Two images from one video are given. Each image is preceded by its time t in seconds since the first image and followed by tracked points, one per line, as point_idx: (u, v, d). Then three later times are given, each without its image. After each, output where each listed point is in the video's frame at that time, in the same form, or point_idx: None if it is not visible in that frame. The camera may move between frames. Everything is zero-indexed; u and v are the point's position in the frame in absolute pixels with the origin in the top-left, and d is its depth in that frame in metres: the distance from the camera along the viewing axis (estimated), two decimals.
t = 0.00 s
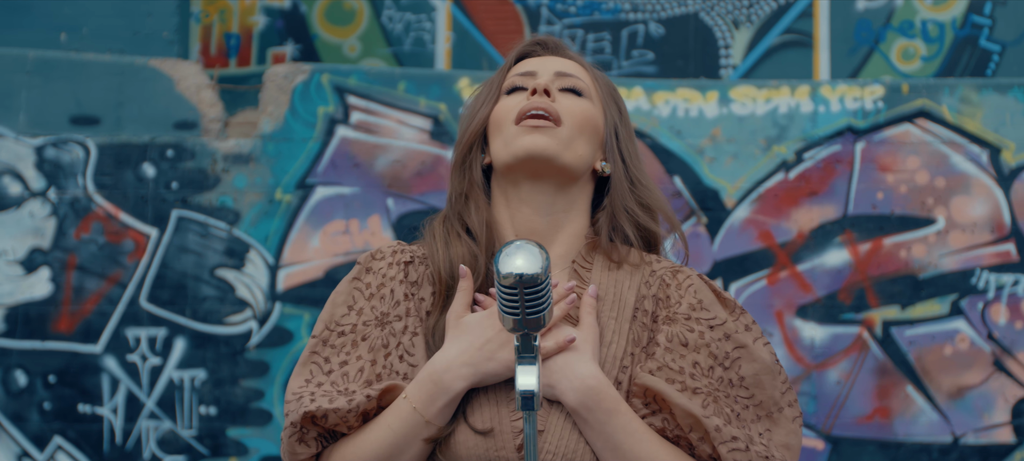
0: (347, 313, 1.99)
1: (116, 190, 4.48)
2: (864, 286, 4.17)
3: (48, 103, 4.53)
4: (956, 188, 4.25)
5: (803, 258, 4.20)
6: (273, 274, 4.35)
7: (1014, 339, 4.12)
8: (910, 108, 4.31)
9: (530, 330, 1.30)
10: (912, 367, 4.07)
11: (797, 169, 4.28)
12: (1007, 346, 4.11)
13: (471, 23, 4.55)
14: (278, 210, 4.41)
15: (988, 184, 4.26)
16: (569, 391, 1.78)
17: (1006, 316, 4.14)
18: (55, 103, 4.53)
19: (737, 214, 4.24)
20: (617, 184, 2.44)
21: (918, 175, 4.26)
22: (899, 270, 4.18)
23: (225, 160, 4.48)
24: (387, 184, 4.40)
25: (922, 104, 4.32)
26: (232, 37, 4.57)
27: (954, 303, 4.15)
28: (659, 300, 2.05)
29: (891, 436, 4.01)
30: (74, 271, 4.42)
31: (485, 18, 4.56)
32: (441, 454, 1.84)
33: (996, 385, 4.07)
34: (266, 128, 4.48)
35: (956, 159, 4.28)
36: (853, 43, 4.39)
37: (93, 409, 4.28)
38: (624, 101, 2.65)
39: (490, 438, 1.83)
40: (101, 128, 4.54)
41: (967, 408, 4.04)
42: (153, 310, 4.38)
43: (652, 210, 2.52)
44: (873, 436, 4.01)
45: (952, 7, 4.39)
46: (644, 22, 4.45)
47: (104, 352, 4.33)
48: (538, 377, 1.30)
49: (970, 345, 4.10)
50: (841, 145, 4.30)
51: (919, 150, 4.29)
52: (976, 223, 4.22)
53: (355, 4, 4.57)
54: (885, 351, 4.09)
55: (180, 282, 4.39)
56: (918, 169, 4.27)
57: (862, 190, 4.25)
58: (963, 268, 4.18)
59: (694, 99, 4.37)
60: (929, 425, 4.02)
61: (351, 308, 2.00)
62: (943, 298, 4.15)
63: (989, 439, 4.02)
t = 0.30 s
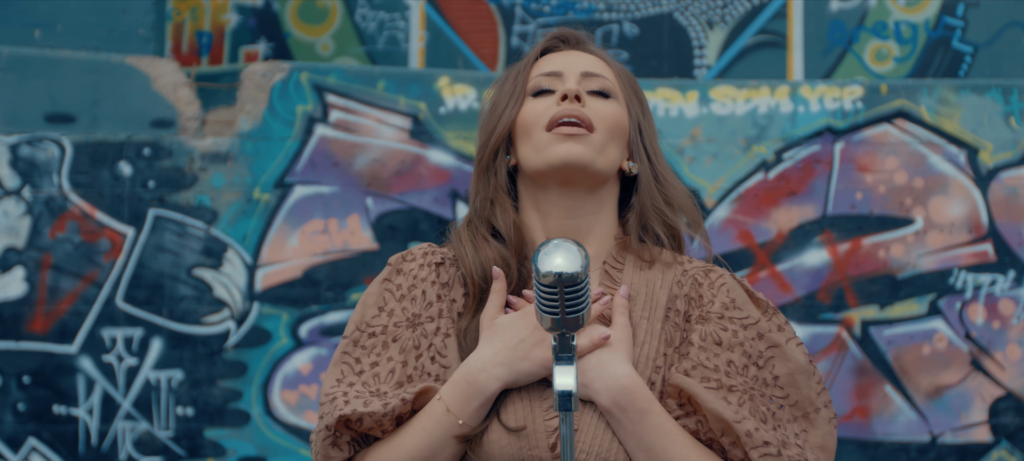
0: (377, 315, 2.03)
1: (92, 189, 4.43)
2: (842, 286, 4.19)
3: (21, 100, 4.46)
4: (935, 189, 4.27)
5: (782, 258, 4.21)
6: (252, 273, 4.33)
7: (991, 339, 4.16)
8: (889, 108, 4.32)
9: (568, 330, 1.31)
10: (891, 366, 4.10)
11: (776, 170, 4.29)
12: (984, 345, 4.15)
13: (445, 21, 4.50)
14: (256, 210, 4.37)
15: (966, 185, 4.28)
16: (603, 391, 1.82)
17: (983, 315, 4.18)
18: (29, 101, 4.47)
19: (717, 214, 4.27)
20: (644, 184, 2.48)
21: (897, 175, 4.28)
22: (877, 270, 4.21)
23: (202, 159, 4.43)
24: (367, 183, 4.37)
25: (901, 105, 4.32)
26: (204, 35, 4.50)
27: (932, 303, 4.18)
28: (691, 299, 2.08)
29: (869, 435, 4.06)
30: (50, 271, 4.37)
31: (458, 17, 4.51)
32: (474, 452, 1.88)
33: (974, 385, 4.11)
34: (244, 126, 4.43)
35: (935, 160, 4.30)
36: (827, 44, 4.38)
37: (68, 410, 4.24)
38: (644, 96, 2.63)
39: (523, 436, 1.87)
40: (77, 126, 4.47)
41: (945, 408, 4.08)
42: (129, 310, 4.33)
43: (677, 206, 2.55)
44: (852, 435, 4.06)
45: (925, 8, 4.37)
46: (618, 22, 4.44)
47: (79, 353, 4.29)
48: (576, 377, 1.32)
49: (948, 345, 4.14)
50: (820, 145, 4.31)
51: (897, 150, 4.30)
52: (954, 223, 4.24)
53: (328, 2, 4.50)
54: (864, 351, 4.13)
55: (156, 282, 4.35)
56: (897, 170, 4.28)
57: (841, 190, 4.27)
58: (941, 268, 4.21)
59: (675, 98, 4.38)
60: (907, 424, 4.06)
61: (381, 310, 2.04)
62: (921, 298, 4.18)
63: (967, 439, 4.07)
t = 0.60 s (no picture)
0: (397, 328, 1.92)
1: (58, 187, 4.33)
2: (812, 286, 4.19)
3: None
4: (904, 189, 4.26)
5: (753, 258, 4.22)
6: (220, 272, 4.27)
7: (959, 338, 4.15)
8: (859, 109, 4.30)
9: (597, 332, 1.27)
10: (859, 366, 4.11)
11: (747, 170, 4.27)
12: (952, 346, 4.14)
13: (410, 20, 4.41)
14: (224, 209, 4.30)
15: (935, 185, 4.26)
16: (644, 378, 1.67)
17: (951, 315, 4.16)
18: None
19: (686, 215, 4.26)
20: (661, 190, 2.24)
21: (866, 176, 4.27)
22: (846, 270, 4.20)
23: (171, 158, 4.35)
24: (336, 182, 4.30)
25: (871, 105, 4.31)
26: (167, 32, 4.40)
27: (901, 303, 4.17)
28: (712, 300, 1.93)
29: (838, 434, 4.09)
30: (16, 270, 4.30)
31: (423, 16, 4.42)
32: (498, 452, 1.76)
33: (942, 384, 4.11)
34: (213, 125, 4.35)
35: (904, 161, 4.28)
36: (792, 45, 4.35)
37: (34, 411, 4.19)
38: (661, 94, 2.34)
39: (546, 436, 1.74)
40: (42, 124, 4.37)
41: (913, 407, 4.09)
42: (96, 310, 4.26)
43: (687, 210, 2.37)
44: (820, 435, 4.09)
45: (889, 10, 4.34)
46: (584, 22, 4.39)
47: (45, 353, 4.23)
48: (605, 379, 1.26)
49: (916, 345, 4.13)
50: (790, 146, 4.29)
51: (867, 151, 4.29)
52: (923, 223, 4.22)
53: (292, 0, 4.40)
54: (833, 351, 4.15)
55: (124, 282, 4.28)
56: (866, 170, 4.27)
57: (811, 191, 4.25)
58: (910, 269, 4.19)
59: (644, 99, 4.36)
60: (875, 424, 4.08)
61: (401, 323, 1.92)
62: (890, 298, 4.17)
63: (935, 438, 4.08)
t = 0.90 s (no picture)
0: (391, 345, 2.05)
1: (15, 187, 4.21)
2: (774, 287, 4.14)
3: None
4: (864, 191, 4.21)
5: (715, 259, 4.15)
6: (180, 273, 4.17)
7: (918, 339, 4.12)
8: (819, 112, 4.24)
9: (607, 337, 1.26)
10: (820, 367, 4.08)
11: (709, 171, 4.20)
12: (911, 346, 4.11)
13: (369, 19, 4.30)
14: (185, 209, 4.20)
15: (894, 187, 4.22)
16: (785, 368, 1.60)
17: (910, 316, 4.13)
18: None
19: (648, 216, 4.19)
20: (663, 193, 2.25)
21: (827, 177, 4.21)
22: (807, 271, 4.17)
23: (131, 157, 4.24)
24: (299, 183, 4.22)
25: (831, 108, 4.24)
26: (121, 31, 4.29)
27: (861, 304, 4.14)
28: (721, 311, 2.07)
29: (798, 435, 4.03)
30: None
31: (382, 15, 4.31)
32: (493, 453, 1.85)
33: (901, 384, 4.08)
34: (174, 124, 4.24)
35: (864, 162, 4.23)
36: (749, 47, 4.25)
37: None
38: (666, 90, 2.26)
39: (541, 438, 1.83)
40: None
41: (872, 407, 4.06)
42: (53, 311, 4.13)
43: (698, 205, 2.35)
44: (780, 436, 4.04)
45: (845, 12, 4.27)
46: (542, 23, 4.28)
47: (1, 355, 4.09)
48: (615, 385, 1.30)
49: (875, 345, 4.10)
50: (752, 147, 4.21)
51: (828, 153, 4.23)
52: (882, 225, 4.19)
53: None
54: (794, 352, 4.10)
55: (81, 282, 4.16)
56: (827, 172, 4.21)
57: (773, 191, 4.19)
58: (870, 270, 4.16)
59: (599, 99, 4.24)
60: (835, 424, 4.05)
61: (395, 340, 2.05)
62: (850, 298, 4.14)
63: (893, 437, 4.06)
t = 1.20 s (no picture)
0: (376, 335, 2.11)
1: None
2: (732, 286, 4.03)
3: None
4: (821, 190, 4.10)
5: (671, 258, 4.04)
6: (135, 273, 4.05)
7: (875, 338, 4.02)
8: (776, 112, 4.14)
9: (603, 336, 1.22)
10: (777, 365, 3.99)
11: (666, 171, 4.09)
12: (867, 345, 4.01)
13: (323, 18, 4.19)
14: (141, 208, 4.09)
15: (850, 187, 4.11)
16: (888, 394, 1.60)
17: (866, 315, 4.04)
18: None
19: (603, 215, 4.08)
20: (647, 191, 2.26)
21: (784, 177, 4.11)
22: (765, 270, 4.06)
23: (86, 155, 4.12)
24: (256, 181, 4.12)
25: (788, 108, 4.14)
26: (73, 27, 4.17)
27: (817, 303, 4.04)
28: (717, 317, 2.09)
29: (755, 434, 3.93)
30: None
31: (337, 14, 4.20)
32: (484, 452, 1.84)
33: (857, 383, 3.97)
34: (129, 122, 4.13)
35: (820, 162, 4.13)
36: (704, 47, 4.15)
37: None
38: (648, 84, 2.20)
39: (536, 440, 1.83)
40: None
41: (828, 405, 3.96)
42: (6, 311, 4.02)
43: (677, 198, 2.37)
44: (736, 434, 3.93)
45: (800, 13, 4.16)
46: (498, 22, 4.16)
47: None
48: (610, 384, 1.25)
49: (832, 344, 4.00)
50: (710, 147, 4.12)
51: (785, 153, 4.12)
52: (839, 224, 4.08)
53: None
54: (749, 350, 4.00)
55: (35, 282, 4.04)
56: (784, 172, 4.11)
57: (730, 191, 4.10)
58: (826, 269, 4.06)
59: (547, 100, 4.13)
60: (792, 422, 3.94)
61: (378, 331, 2.12)
62: (807, 297, 4.04)
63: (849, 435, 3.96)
